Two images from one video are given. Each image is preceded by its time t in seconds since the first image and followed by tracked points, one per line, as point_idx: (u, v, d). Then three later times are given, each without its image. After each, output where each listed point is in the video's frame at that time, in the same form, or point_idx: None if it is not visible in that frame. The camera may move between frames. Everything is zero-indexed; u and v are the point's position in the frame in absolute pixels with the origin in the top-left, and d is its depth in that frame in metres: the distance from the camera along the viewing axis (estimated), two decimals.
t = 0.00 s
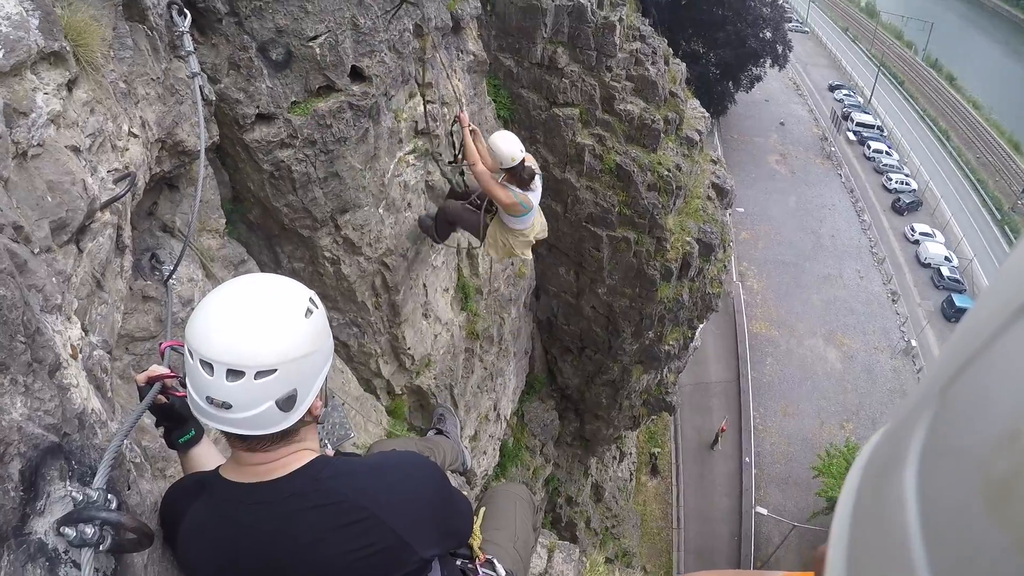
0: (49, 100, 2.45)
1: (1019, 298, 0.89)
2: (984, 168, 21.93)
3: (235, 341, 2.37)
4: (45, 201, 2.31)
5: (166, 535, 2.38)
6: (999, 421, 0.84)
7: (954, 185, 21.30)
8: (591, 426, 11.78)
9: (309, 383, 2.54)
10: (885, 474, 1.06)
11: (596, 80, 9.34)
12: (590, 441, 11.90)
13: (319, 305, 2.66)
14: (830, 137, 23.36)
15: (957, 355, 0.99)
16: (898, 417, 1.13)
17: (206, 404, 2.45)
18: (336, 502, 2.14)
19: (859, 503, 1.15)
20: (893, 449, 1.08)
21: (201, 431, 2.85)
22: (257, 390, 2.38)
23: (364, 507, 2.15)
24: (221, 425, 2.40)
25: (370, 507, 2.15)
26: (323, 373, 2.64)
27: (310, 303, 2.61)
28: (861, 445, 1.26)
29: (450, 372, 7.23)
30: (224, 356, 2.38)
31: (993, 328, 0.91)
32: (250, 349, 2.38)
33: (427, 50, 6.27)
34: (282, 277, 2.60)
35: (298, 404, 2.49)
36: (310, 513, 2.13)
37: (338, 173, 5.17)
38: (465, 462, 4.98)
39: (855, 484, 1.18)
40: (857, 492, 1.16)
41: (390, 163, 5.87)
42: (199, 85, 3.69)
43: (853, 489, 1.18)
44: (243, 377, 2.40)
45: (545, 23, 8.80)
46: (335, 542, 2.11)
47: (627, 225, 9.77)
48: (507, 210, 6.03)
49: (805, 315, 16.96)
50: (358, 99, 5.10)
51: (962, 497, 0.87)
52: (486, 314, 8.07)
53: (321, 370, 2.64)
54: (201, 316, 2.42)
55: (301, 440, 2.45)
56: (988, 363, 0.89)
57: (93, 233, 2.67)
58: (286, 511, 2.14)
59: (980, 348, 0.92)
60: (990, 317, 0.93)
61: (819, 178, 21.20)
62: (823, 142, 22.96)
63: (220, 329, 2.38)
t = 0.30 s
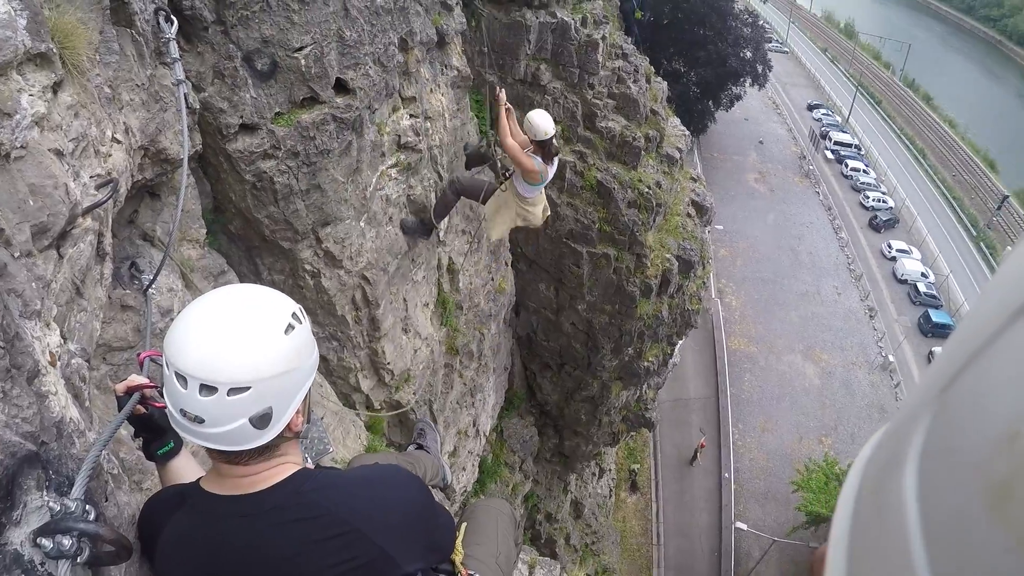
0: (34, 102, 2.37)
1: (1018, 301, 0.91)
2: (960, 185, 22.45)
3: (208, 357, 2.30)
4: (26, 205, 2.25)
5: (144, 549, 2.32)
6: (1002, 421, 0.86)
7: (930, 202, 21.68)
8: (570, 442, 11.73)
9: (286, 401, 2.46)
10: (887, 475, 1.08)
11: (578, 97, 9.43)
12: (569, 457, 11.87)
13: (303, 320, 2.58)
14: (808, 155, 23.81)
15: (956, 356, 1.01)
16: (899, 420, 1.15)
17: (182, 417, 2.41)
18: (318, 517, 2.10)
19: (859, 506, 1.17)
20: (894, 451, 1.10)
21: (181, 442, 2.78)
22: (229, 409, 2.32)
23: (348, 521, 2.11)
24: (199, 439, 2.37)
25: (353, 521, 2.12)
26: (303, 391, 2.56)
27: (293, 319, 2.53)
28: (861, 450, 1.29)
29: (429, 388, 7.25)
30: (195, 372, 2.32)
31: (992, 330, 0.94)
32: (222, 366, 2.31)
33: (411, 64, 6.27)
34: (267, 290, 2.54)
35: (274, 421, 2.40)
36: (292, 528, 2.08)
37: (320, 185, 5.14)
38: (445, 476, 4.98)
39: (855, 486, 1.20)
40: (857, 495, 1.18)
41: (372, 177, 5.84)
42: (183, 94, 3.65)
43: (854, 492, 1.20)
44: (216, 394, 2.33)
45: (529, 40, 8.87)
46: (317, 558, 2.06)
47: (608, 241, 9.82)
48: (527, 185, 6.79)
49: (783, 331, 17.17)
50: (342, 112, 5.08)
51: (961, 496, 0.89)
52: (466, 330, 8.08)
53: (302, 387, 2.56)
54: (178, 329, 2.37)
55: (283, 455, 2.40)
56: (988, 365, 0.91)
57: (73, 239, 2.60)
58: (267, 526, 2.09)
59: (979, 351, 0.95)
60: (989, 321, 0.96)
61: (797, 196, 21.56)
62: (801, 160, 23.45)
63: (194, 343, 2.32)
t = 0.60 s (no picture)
0: (20, 108, 2.31)
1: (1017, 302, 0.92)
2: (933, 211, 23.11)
3: (180, 375, 2.23)
4: (8, 212, 2.18)
5: (119, 566, 2.24)
6: (1002, 421, 0.86)
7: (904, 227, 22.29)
8: (548, 465, 11.61)
9: (262, 422, 2.38)
10: (886, 475, 1.09)
11: (560, 121, 9.54)
12: (547, 481, 11.75)
13: (283, 340, 2.51)
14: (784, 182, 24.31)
15: (957, 359, 1.02)
16: (897, 421, 1.16)
17: (155, 432, 2.36)
18: (300, 536, 2.03)
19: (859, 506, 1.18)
20: (894, 451, 1.11)
21: (158, 459, 2.71)
22: (201, 428, 2.25)
23: (329, 540, 2.05)
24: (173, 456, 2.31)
25: (334, 541, 2.05)
26: (280, 413, 2.49)
27: (272, 339, 2.46)
28: (860, 452, 1.30)
29: (407, 411, 7.15)
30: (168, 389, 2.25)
31: (992, 331, 0.94)
32: (195, 385, 2.24)
33: (395, 85, 6.27)
34: (248, 307, 2.46)
35: (249, 441, 2.33)
36: (271, 548, 2.01)
37: (301, 205, 5.10)
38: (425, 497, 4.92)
39: (854, 487, 1.21)
40: (857, 495, 1.19)
41: (353, 198, 5.81)
42: (169, 107, 3.62)
43: (853, 492, 1.21)
44: (188, 413, 2.27)
45: (512, 64, 8.89)
46: None
47: (586, 265, 9.79)
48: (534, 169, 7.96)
49: (760, 354, 17.35)
50: (325, 131, 5.08)
51: (961, 495, 0.89)
52: (444, 352, 8.03)
53: (280, 408, 2.49)
54: (154, 343, 2.30)
55: (263, 473, 2.35)
56: (988, 366, 0.92)
57: (54, 249, 2.54)
58: (246, 546, 2.03)
59: (980, 353, 0.95)
60: (991, 321, 0.96)
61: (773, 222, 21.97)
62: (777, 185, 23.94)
63: (168, 360, 2.25)
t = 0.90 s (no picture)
0: (19, 118, 2.31)
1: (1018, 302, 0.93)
2: (923, 230, 23.34)
3: (170, 391, 2.19)
4: (5, 222, 2.17)
5: None
6: (1002, 419, 0.86)
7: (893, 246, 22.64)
8: (539, 487, 11.47)
9: (253, 440, 2.33)
10: (886, 475, 1.10)
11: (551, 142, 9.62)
12: (537, 502, 11.62)
13: (275, 357, 2.47)
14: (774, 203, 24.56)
15: (957, 359, 1.02)
16: (897, 422, 1.16)
17: (143, 447, 2.32)
18: (292, 553, 1.98)
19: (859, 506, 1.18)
20: (894, 452, 1.11)
21: (148, 474, 2.66)
22: (189, 445, 2.21)
23: (321, 557, 1.99)
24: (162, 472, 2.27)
25: (328, 557, 1.99)
26: (272, 431, 2.43)
27: (264, 356, 2.42)
28: (860, 453, 1.30)
29: (398, 431, 7.08)
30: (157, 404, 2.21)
31: (994, 330, 0.95)
32: (185, 401, 2.20)
33: (388, 106, 6.29)
34: (241, 323, 2.42)
35: (241, 457, 2.29)
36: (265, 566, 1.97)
37: (293, 223, 5.09)
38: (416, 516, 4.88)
39: (855, 487, 1.21)
40: (857, 494, 1.19)
41: (346, 217, 5.80)
42: (164, 122, 3.63)
43: (852, 493, 1.21)
44: (177, 429, 2.23)
45: (503, 83, 8.71)
46: None
47: (577, 287, 9.75)
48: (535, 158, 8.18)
49: (751, 375, 17.37)
50: (319, 150, 5.07)
51: (963, 496, 0.89)
52: (435, 373, 7.98)
53: (272, 426, 2.45)
54: (146, 357, 2.27)
55: (255, 491, 2.32)
56: (989, 365, 0.92)
57: (48, 260, 2.52)
58: (239, 563, 1.98)
59: (980, 353, 0.96)
60: (993, 322, 0.97)
61: (763, 243, 22.17)
62: (767, 207, 24.20)
63: (159, 374, 2.21)
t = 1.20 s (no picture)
0: (18, 122, 2.31)
1: (1017, 303, 0.94)
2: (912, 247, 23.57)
3: (165, 399, 2.19)
4: (1, 226, 2.16)
5: None
6: (1003, 421, 0.87)
7: (884, 263, 22.81)
8: (530, 502, 11.39)
9: (248, 450, 2.31)
10: (885, 478, 1.11)
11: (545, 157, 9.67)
12: (528, 518, 11.53)
13: (272, 368, 2.46)
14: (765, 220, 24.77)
15: (957, 362, 1.03)
16: (897, 425, 1.18)
17: (139, 454, 2.30)
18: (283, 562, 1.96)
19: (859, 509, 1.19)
20: (893, 454, 1.12)
21: (140, 483, 2.63)
22: (185, 453, 2.20)
23: (312, 565, 1.96)
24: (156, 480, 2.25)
25: (318, 566, 1.97)
26: (268, 440, 2.41)
27: (261, 366, 2.41)
28: (859, 456, 1.31)
29: (388, 444, 7.03)
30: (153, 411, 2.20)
31: (994, 332, 0.96)
32: (181, 409, 2.19)
33: (383, 120, 6.31)
34: (238, 331, 2.41)
35: (237, 466, 2.26)
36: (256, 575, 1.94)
37: (288, 235, 5.09)
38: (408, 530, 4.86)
39: (855, 488, 1.22)
40: (856, 495, 1.20)
41: (339, 231, 5.81)
42: (160, 130, 3.64)
43: (852, 494, 1.22)
44: (173, 437, 2.22)
45: (498, 99, 8.77)
46: None
47: (569, 302, 9.74)
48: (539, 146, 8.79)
49: (742, 391, 17.40)
50: (314, 163, 5.07)
51: (963, 495, 0.90)
52: (426, 387, 7.94)
53: (268, 437, 2.42)
54: (143, 365, 2.27)
55: (250, 499, 2.27)
56: (989, 366, 0.94)
57: (44, 266, 2.51)
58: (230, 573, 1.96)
59: (980, 356, 0.97)
60: (993, 325, 0.98)
61: (755, 259, 22.29)
62: (759, 224, 24.39)
63: (156, 383, 2.21)
